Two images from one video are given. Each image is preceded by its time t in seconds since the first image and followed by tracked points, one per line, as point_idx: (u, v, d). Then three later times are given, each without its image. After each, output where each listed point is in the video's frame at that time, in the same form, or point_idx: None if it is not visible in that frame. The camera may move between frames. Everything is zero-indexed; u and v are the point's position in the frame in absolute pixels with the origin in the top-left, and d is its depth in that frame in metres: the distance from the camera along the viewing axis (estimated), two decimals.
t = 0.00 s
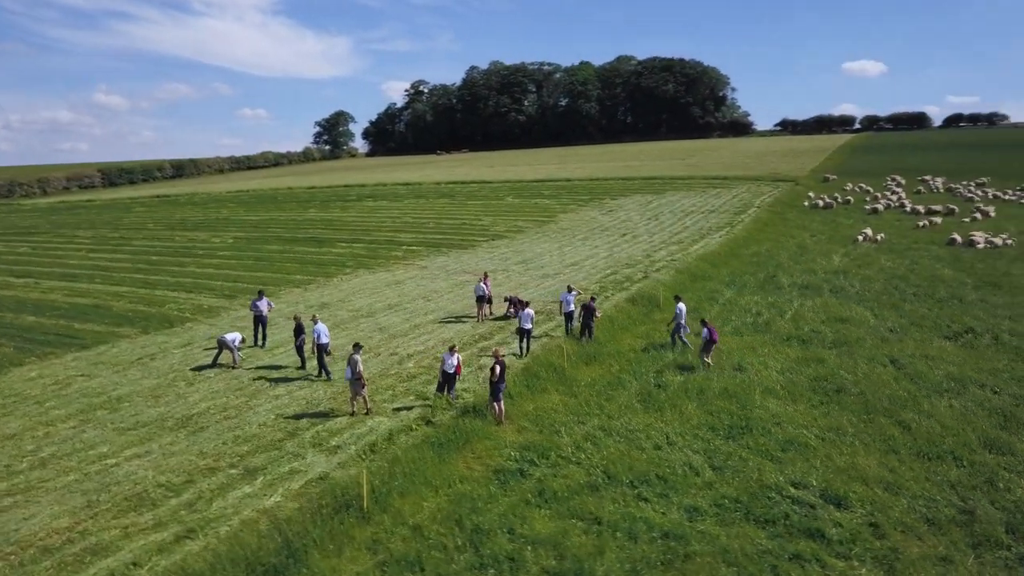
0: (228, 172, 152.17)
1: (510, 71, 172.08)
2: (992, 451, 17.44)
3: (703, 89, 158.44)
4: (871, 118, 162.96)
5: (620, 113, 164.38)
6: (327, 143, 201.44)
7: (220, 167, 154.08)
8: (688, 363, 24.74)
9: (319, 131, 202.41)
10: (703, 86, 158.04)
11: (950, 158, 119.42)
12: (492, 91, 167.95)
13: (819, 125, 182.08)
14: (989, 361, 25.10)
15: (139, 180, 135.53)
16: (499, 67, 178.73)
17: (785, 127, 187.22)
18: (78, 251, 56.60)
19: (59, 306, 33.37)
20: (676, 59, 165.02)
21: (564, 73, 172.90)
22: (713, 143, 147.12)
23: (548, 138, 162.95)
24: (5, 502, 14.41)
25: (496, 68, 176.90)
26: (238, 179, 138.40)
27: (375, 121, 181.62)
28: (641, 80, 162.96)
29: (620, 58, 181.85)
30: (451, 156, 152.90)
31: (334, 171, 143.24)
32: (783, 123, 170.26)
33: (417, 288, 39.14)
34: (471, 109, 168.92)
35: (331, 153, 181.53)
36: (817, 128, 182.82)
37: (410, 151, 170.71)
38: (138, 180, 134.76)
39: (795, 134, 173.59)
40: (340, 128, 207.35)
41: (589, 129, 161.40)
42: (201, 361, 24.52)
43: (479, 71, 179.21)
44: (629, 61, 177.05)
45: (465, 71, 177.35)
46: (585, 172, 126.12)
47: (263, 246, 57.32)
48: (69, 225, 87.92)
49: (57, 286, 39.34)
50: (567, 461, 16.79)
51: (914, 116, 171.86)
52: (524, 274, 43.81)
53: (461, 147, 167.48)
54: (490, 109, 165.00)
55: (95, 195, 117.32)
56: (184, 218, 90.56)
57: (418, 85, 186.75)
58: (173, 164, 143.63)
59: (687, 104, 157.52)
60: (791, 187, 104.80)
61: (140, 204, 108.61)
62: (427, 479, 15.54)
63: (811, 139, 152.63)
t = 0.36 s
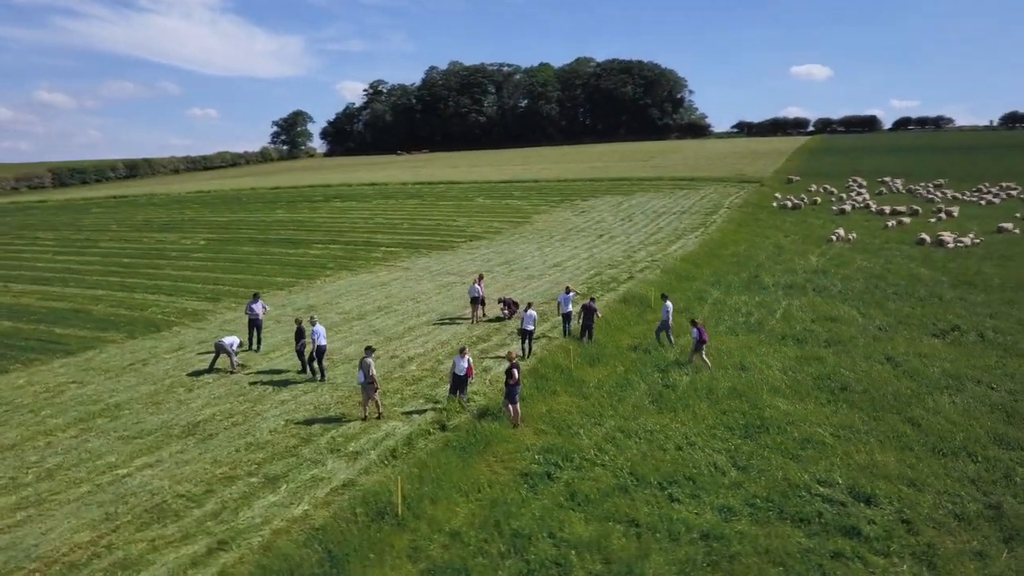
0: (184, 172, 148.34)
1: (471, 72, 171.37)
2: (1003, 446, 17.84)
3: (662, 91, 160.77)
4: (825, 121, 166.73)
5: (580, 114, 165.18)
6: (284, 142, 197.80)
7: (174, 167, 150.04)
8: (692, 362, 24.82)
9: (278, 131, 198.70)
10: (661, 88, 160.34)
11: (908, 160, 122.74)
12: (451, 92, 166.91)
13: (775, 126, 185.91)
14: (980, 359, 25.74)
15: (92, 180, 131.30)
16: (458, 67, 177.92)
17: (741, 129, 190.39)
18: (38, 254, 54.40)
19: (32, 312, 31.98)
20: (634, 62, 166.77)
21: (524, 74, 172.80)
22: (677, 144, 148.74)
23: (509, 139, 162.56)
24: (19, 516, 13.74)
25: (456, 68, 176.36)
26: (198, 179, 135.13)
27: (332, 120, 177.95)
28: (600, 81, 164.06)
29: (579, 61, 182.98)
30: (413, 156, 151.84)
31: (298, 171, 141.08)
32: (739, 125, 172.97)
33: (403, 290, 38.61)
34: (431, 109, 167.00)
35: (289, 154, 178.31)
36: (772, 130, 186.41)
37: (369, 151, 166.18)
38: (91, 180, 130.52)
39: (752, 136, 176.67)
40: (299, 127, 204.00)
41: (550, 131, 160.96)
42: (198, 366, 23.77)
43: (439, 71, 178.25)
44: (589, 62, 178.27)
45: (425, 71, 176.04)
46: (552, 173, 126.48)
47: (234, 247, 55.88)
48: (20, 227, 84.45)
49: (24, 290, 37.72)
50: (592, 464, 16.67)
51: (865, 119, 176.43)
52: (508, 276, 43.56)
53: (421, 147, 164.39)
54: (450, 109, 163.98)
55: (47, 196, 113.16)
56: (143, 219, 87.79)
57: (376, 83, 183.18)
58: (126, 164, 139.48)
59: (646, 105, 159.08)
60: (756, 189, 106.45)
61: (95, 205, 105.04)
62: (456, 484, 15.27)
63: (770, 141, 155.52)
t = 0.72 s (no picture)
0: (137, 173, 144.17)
1: (429, 73, 170.05)
2: (1010, 441, 18.29)
3: (619, 93, 163.30)
4: (779, 123, 170.04)
5: (538, 116, 165.87)
6: (239, 143, 193.67)
7: (127, 167, 145.83)
8: (694, 362, 24.96)
9: (232, 131, 194.45)
10: (619, 91, 162.90)
11: (866, 162, 125.89)
12: (409, 92, 164.42)
13: (730, 128, 189.57)
14: (969, 356, 26.41)
15: (41, 181, 126.72)
16: (416, 67, 176.42)
17: (697, 131, 193.01)
18: None
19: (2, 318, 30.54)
20: (591, 64, 169.45)
21: (482, 75, 172.13)
22: (640, 146, 150.12)
23: (468, 140, 161.12)
24: (35, 532, 13.11)
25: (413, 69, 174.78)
26: (154, 179, 131.50)
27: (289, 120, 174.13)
28: (559, 83, 165.35)
29: (537, 62, 183.86)
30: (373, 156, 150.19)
31: (260, 172, 138.46)
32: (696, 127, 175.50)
33: (389, 292, 38.08)
34: (389, 109, 164.51)
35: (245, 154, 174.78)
36: (727, 132, 189.50)
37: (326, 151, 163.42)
38: (40, 182, 125.99)
39: (708, 138, 179.19)
40: (254, 128, 200.05)
41: (509, 132, 160.50)
42: (194, 372, 23.03)
43: (396, 71, 176.20)
44: (547, 64, 179.21)
45: (383, 71, 174.31)
46: (517, 175, 126.50)
47: (202, 249, 54.36)
48: None
49: None
50: (617, 465, 16.62)
51: (817, 121, 180.64)
52: (492, 277, 43.28)
53: (379, 147, 162.07)
54: (409, 109, 161.85)
55: None
56: (98, 221, 84.79)
57: (334, 84, 180.51)
58: (76, 164, 134.97)
59: (605, 108, 161.38)
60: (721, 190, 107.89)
61: (46, 207, 101.23)
62: (485, 489, 15.07)
63: (729, 143, 157.95)
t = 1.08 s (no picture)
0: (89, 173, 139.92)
1: (388, 74, 168.13)
2: (1015, 436, 18.77)
3: (578, 94, 164.44)
4: (737, 126, 172.90)
5: (498, 117, 165.75)
6: (194, 143, 189.29)
7: (78, 167, 141.40)
8: (697, 361, 25.10)
9: (187, 131, 189.93)
10: (578, 92, 164.12)
11: (826, 163, 128.69)
12: (368, 92, 162.98)
13: (688, 130, 192.18)
14: (959, 354, 27.09)
15: None
16: (375, 67, 174.82)
17: (655, 133, 195.21)
18: None
19: None
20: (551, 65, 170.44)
21: (441, 76, 170.84)
22: (604, 148, 150.99)
23: (428, 141, 159.35)
24: (59, 547, 12.53)
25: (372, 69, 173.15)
26: (110, 179, 127.78)
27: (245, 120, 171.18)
28: (519, 84, 165.77)
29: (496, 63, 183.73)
30: (333, 156, 148.05)
31: (221, 172, 135.63)
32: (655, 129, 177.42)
33: (376, 294, 37.56)
34: (348, 109, 162.61)
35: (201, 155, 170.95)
36: (684, 134, 192.07)
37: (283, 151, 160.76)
38: None
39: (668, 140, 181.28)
40: (209, 127, 195.68)
41: (469, 132, 159.88)
42: (192, 378, 22.34)
43: (355, 71, 174.40)
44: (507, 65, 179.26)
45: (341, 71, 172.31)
46: (484, 175, 126.15)
47: (171, 251, 52.87)
48: None
49: None
50: (643, 465, 16.58)
51: (772, 124, 184.27)
52: (476, 278, 43.03)
53: (338, 147, 160.03)
54: (368, 110, 159.95)
55: None
56: (52, 223, 81.87)
57: (291, 84, 177.74)
58: (25, 164, 130.37)
59: (564, 109, 162.40)
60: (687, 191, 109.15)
61: None
62: (518, 493, 14.89)
63: (690, 145, 160.03)
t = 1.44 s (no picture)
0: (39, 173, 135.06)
1: (344, 73, 165.15)
2: (1018, 430, 19.30)
3: (537, 96, 165.08)
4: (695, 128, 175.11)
5: (456, 118, 164.72)
6: (146, 143, 183.95)
7: (26, 167, 136.29)
8: (699, 362, 25.28)
9: (139, 130, 184.49)
10: (537, 94, 164.78)
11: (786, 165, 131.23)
12: (325, 92, 159.62)
13: (646, 133, 194.32)
14: (947, 350, 27.78)
15: None
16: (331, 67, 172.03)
17: (613, 134, 196.66)
18: None
19: None
20: (509, 67, 170.99)
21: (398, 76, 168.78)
22: (567, 149, 151.61)
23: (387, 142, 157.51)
24: (90, 562, 12.02)
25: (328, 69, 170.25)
26: (62, 180, 123.56)
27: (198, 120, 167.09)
28: (477, 86, 165.47)
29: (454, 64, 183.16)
30: (291, 156, 145.25)
31: (181, 172, 132.29)
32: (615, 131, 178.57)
33: (363, 296, 37.01)
34: (304, 109, 158.98)
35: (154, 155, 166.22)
36: (641, 136, 194.03)
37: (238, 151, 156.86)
38: None
39: (627, 142, 182.68)
40: (160, 127, 190.27)
41: (428, 133, 158.19)
42: (192, 383, 21.63)
43: (311, 71, 171.36)
44: (464, 68, 178.87)
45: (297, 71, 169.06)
46: (450, 176, 125.54)
47: (139, 253, 51.21)
48: None
49: None
50: (668, 466, 16.59)
51: (727, 127, 187.34)
52: (459, 279, 42.69)
53: (294, 147, 156.96)
54: (325, 110, 156.57)
55: None
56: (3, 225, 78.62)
57: (245, 83, 173.90)
58: None
59: (523, 110, 162.82)
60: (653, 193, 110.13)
61: None
62: (552, 496, 14.77)
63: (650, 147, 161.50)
